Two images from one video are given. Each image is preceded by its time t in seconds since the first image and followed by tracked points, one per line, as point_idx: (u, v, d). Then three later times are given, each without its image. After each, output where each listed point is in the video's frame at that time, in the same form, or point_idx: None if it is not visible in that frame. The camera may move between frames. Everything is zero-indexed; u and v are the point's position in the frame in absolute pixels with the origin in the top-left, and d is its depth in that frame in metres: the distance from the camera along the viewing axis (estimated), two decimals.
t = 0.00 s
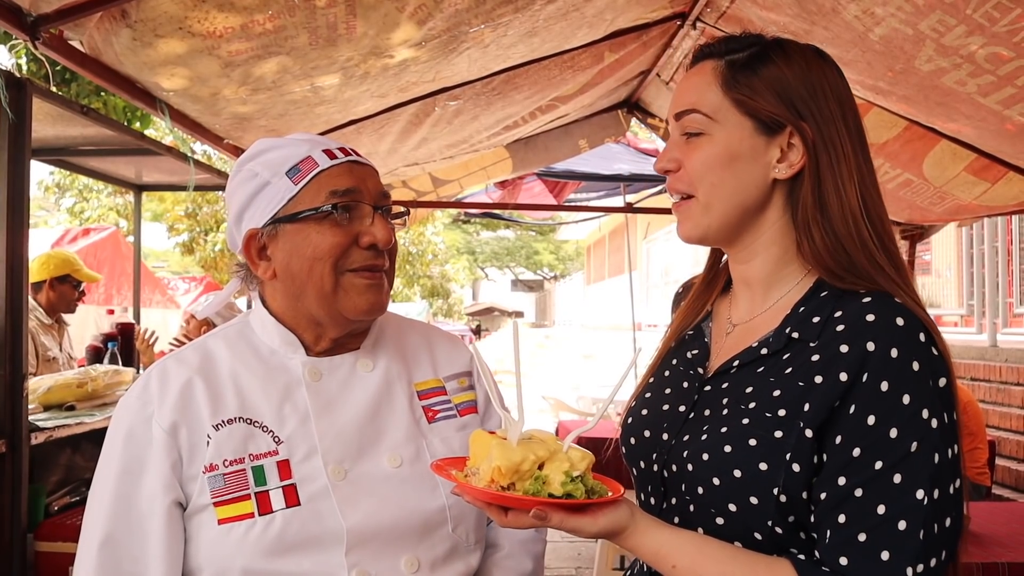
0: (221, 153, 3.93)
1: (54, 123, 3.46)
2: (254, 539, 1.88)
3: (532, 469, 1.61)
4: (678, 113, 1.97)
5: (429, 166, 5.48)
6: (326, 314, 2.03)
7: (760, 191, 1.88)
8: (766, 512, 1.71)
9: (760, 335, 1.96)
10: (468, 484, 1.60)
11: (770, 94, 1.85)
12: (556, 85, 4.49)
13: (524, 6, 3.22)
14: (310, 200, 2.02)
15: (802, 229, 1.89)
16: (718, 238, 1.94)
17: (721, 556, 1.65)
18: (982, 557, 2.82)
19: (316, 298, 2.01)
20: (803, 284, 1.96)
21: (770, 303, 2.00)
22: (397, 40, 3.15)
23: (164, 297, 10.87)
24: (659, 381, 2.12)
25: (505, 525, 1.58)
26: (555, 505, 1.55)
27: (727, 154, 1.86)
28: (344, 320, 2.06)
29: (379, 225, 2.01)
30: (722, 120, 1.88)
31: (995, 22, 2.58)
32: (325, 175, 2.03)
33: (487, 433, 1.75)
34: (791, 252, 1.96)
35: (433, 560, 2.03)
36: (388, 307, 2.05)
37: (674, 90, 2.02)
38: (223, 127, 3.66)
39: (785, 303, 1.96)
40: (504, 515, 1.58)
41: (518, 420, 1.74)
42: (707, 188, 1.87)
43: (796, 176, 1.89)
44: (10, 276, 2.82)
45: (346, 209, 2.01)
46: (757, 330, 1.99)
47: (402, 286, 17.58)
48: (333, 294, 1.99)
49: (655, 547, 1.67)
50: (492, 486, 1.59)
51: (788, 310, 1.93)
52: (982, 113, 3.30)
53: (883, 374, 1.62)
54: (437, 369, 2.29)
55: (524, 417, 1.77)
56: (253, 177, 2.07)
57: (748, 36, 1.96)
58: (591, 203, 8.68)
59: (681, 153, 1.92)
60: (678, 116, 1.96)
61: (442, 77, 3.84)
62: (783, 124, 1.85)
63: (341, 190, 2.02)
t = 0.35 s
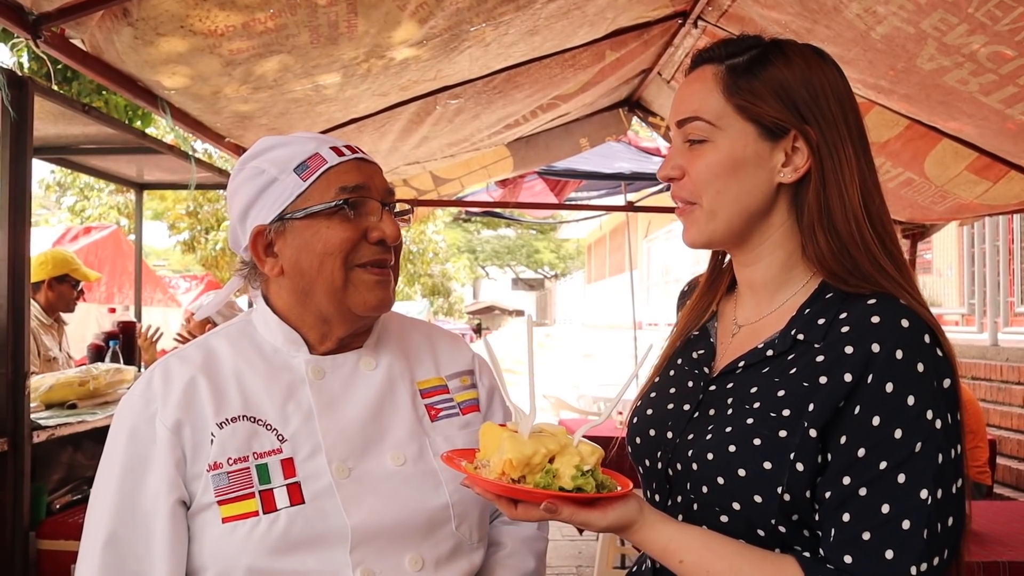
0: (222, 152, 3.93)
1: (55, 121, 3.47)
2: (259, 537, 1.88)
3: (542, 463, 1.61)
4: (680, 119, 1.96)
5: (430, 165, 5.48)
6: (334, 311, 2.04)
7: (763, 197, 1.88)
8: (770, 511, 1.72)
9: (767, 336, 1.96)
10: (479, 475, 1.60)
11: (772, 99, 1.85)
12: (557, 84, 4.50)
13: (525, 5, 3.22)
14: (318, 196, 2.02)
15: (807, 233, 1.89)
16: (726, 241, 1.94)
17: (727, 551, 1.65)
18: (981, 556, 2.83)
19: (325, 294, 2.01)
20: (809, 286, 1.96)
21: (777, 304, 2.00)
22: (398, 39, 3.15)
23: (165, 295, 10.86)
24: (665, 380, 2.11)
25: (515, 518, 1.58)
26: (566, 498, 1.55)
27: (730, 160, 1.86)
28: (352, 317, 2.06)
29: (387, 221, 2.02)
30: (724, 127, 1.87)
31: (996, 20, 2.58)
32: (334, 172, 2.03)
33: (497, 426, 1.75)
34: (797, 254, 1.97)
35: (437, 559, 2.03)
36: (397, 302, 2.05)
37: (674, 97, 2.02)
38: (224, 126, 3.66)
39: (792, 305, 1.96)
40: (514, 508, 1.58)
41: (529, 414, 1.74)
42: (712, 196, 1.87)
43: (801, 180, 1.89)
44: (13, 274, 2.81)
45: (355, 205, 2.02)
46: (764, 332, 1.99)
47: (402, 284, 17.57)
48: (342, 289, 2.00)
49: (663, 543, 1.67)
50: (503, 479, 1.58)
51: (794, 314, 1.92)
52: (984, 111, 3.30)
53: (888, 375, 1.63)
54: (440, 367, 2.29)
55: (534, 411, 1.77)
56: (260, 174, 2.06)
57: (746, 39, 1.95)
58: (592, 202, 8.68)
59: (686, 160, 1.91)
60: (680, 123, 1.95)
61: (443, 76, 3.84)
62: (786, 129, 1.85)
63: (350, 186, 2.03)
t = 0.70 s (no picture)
0: (224, 150, 3.93)
1: (57, 120, 3.47)
2: (259, 537, 1.88)
3: (551, 465, 1.61)
4: (678, 121, 1.96)
5: (431, 164, 5.48)
6: (335, 313, 2.04)
7: (764, 197, 1.88)
8: (778, 513, 1.71)
9: (770, 337, 1.96)
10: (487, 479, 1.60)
11: (770, 100, 1.85)
12: (558, 83, 4.49)
13: (526, 4, 3.22)
14: (319, 197, 2.02)
15: (808, 233, 1.89)
16: (729, 241, 1.93)
17: (736, 553, 1.65)
18: (984, 555, 2.82)
19: (325, 296, 2.01)
20: (812, 285, 1.96)
21: (779, 304, 2.00)
22: (400, 37, 3.15)
23: (166, 294, 10.87)
24: (667, 383, 2.11)
25: (523, 520, 1.58)
26: (576, 501, 1.55)
27: (731, 162, 1.86)
28: (353, 319, 2.07)
29: (388, 223, 2.02)
30: (723, 129, 1.87)
31: (999, 19, 2.57)
32: (336, 172, 2.03)
33: (504, 429, 1.75)
34: (798, 254, 1.97)
35: (438, 559, 2.03)
36: (397, 304, 2.06)
37: (673, 97, 2.01)
38: (226, 124, 3.66)
39: (794, 305, 1.97)
40: (522, 511, 1.58)
41: (536, 416, 1.74)
42: (714, 197, 1.87)
43: (801, 180, 1.89)
44: (15, 272, 2.82)
45: (357, 206, 2.02)
46: (767, 332, 1.99)
47: (404, 283, 17.57)
48: (343, 291, 2.00)
49: (672, 545, 1.67)
50: (512, 482, 1.58)
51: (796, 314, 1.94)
52: (985, 110, 3.30)
53: (894, 374, 1.63)
54: (440, 367, 2.29)
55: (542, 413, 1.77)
56: (262, 174, 2.06)
57: (743, 38, 1.95)
58: (593, 200, 8.68)
59: (685, 162, 1.91)
60: (679, 125, 1.95)
61: (444, 74, 3.84)
62: (786, 129, 1.84)
63: (352, 187, 2.03)
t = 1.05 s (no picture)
0: (227, 149, 3.93)
1: (61, 119, 3.48)
2: (257, 539, 1.88)
3: (549, 470, 1.60)
4: (676, 116, 1.95)
5: (434, 163, 5.48)
6: (330, 315, 2.04)
7: (760, 196, 1.88)
8: (778, 516, 1.71)
9: (770, 337, 1.96)
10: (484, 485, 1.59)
11: (770, 98, 1.84)
12: (561, 82, 4.49)
13: (530, 3, 3.22)
14: (312, 199, 2.02)
15: (806, 233, 1.89)
16: (725, 241, 1.93)
17: (736, 556, 1.65)
18: (988, 556, 2.82)
19: (319, 299, 2.01)
20: (811, 285, 1.96)
21: (779, 304, 2.00)
22: (403, 36, 3.15)
23: (169, 292, 10.88)
24: (667, 384, 2.11)
25: (520, 525, 1.58)
26: (574, 506, 1.55)
27: (728, 160, 1.85)
28: (349, 322, 2.07)
29: (382, 225, 2.00)
30: (722, 125, 1.87)
31: (1004, 19, 2.56)
32: (329, 174, 2.03)
33: (502, 432, 1.74)
34: (796, 252, 1.96)
35: (437, 562, 2.03)
36: (394, 307, 2.04)
37: (672, 93, 2.01)
38: (229, 123, 3.67)
39: (793, 305, 1.96)
40: (519, 516, 1.58)
41: (535, 420, 1.74)
42: (710, 196, 1.87)
43: (798, 180, 1.88)
44: (18, 270, 2.82)
45: (348, 209, 2.00)
46: (766, 333, 1.98)
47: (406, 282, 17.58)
48: (336, 294, 1.99)
49: (671, 548, 1.67)
50: (508, 487, 1.58)
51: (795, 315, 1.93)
52: (990, 110, 3.29)
53: (894, 376, 1.62)
54: (445, 369, 2.29)
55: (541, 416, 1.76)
56: (261, 175, 2.08)
57: (744, 33, 1.94)
58: (596, 200, 8.67)
59: (682, 158, 1.91)
60: (677, 120, 1.95)
61: (447, 73, 3.84)
62: (784, 127, 1.84)
63: (343, 190, 2.01)
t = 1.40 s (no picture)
0: (230, 150, 3.94)
1: (65, 119, 3.48)
2: (255, 538, 1.89)
3: (539, 469, 1.59)
4: (676, 107, 1.96)
5: (437, 163, 5.48)
6: (333, 315, 2.04)
7: (754, 193, 1.87)
8: (772, 517, 1.71)
9: (769, 337, 1.96)
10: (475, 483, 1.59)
11: (768, 94, 1.84)
12: (564, 83, 4.49)
13: (533, 4, 3.22)
14: (317, 199, 2.02)
15: (802, 233, 1.88)
16: (715, 236, 1.93)
17: (727, 555, 1.65)
18: (991, 558, 2.81)
19: (322, 299, 2.01)
20: (810, 286, 1.96)
21: (777, 304, 1.99)
22: (406, 37, 3.15)
23: (173, 293, 10.89)
24: (666, 383, 2.12)
25: (512, 524, 1.57)
26: (561, 505, 1.53)
27: (723, 153, 1.85)
28: (352, 321, 2.07)
29: (386, 225, 2.00)
30: (719, 118, 1.88)
31: (1008, 19, 2.56)
32: (333, 174, 2.03)
33: (494, 431, 1.74)
34: (793, 251, 1.95)
35: (435, 565, 2.03)
36: (397, 308, 2.03)
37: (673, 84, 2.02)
38: (232, 124, 3.67)
39: (793, 305, 1.96)
40: (510, 515, 1.56)
41: (526, 419, 1.73)
42: (702, 189, 1.87)
43: (793, 178, 1.88)
44: (22, 269, 2.81)
45: (352, 209, 2.00)
46: (764, 334, 1.98)
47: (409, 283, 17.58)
48: (338, 295, 1.99)
49: (661, 548, 1.66)
50: (498, 485, 1.59)
51: (794, 314, 1.92)
52: (993, 110, 3.28)
53: (890, 377, 1.62)
54: (449, 371, 2.28)
55: (531, 415, 1.76)
56: (267, 174, 2.09)
57: (751, 31, 1.94)
58: (599, 200, 8.66)
59: (677, 148, 1.92)
60: (677, 111, 1.95)
61: (450, 74, 3.84)
62: (781, 125, 1.84)
63: (348, 190, 2.02)
